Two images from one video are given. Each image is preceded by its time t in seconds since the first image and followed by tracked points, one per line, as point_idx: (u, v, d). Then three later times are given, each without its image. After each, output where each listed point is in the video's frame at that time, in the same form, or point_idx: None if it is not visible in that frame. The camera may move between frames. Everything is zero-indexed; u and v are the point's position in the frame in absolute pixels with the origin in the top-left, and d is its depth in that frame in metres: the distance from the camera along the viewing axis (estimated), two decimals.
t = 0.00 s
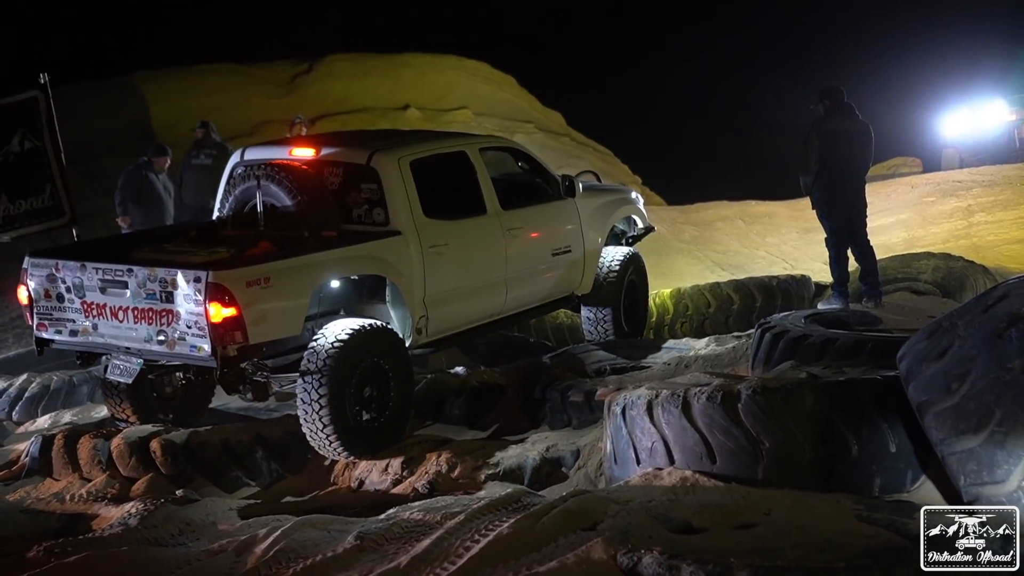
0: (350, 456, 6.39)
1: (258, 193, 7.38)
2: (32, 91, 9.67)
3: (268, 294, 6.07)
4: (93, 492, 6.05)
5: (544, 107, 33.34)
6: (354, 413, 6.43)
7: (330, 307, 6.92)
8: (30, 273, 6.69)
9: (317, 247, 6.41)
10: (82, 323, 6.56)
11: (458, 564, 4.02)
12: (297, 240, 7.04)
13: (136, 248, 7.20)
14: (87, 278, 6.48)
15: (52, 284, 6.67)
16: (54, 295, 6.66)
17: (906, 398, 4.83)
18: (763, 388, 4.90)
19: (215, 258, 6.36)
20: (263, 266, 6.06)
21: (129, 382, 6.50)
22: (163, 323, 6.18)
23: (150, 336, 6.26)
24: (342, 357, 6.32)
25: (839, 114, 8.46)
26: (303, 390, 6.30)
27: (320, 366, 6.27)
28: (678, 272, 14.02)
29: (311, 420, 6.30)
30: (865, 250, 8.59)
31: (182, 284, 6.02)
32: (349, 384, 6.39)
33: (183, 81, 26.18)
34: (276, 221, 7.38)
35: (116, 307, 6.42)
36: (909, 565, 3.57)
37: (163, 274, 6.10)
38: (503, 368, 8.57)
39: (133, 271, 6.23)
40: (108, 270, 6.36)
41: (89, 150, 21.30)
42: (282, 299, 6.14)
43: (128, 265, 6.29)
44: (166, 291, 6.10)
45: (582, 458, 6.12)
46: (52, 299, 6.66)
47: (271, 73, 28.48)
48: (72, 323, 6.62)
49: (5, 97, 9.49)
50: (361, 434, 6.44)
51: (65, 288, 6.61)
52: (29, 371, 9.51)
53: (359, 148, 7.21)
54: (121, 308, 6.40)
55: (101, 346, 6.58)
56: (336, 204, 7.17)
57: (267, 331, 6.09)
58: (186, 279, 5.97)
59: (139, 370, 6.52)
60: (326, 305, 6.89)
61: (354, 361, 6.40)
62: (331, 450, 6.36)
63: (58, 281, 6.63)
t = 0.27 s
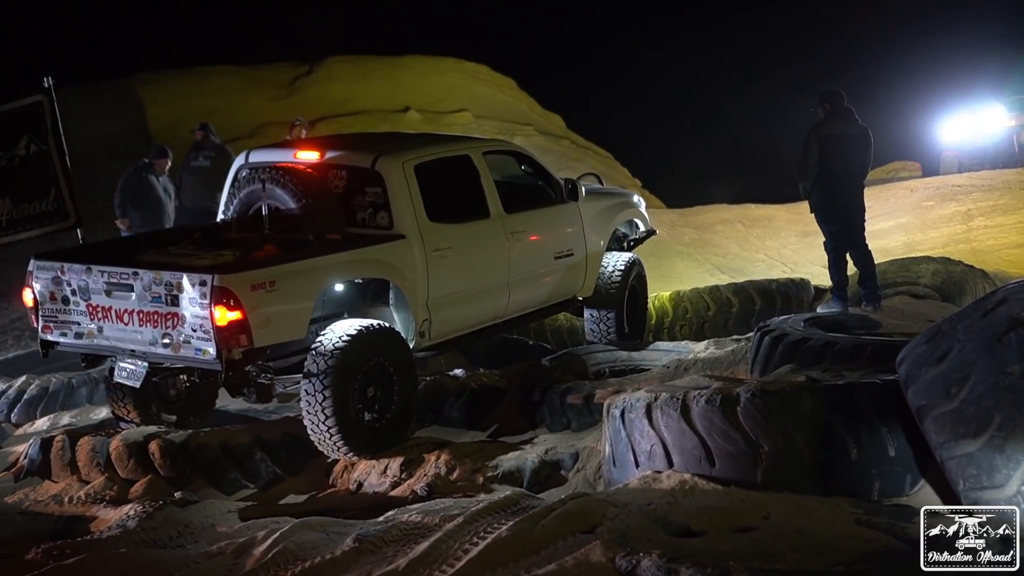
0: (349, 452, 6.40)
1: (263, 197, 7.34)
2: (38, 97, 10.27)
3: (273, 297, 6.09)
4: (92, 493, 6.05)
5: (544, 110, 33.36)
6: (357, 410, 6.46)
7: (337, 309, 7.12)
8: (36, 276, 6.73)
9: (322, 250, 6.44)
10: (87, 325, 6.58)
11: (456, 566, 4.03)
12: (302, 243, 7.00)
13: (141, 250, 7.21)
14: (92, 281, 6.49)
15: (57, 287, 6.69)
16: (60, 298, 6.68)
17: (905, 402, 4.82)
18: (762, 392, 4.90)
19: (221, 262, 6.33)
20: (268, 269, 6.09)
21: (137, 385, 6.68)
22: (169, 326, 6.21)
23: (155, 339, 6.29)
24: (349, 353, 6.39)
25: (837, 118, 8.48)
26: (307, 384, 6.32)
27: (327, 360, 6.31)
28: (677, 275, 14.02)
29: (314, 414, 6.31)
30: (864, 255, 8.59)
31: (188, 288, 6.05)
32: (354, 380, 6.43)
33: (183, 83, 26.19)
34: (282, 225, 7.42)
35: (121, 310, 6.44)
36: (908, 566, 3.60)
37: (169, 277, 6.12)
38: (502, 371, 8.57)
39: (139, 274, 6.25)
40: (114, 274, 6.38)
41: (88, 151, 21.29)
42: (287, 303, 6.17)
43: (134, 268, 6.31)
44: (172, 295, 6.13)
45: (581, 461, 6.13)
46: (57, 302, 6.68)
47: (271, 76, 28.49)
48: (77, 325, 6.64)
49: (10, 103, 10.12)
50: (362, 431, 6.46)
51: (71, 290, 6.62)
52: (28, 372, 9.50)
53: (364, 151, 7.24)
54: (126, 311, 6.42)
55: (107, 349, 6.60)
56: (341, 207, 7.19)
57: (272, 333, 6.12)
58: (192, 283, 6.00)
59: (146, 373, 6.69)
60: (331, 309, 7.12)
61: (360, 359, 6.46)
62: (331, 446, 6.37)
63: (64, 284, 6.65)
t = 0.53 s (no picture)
0: (348, 443, 6.43)
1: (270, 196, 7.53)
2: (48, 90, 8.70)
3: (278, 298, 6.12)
4: (90, 493, 6.04)
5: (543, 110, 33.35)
6: (360, 402, 6.52)
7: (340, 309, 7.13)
8: (40, 274, 6.74)
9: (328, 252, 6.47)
10: (92, 324, 6.60)
11: (454, 567, 4.01)
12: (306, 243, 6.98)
13: (146, 249, 7.25)
14: (97, 280, 6.52)
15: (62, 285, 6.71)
16: (64, 296, 6.71)
17: (903, 402, 4.83)
18: (761, 391, 4.90)
19: (225, 262, 6.32)
20: (273, 270, 6.13)
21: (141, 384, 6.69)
22: (173, 326, 6.24)
23: (160, 338, 6.33)
24: (356, 343, 6.48)
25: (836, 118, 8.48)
26: (311, 370, 6.38)
27: (333, 348, 6.39)
28: (676, 275, 14.02)
29: (315, 400, 6.37)
30: (861, 255, 8.60)
31: (193, 288, 6.08)
32: (359, 371, 6.50)
33: (181, 82, 26.18)
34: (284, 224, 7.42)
35: (126, 309, 6.48)
36: (908, 564, 3.62)
37: (174, 277, 6.16)
38: (500, 370, 8.58)
39: (144, 274, 6.28)
40: (119, 273, 6.41)
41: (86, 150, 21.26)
42: (292, 304, 6.20)
43: (140, 268, 6.34)
44: (177, 295, 6.16)
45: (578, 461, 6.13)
46: (62, 300, 6.71)
47: (269, 75, 28.47)
48: (82, 324, 6.67)
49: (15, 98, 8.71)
50: (362, 422, 6.50)
51: (76, 289, 6.65)
52: (24, 372, 9.47)
53: (369, 152, 7.28)
54: (131, 310, 6.45)
55: (111, 348, 6.63)
56: (345, 208, 7.24)
57: (277, 334, 6.15)
58: (197, 283, 6.04)
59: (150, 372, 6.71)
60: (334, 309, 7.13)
61: (366, 352, 6.54)
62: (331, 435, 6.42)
63: (69, 283, 6.67)
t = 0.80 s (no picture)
0: (345, 428, 6.42)
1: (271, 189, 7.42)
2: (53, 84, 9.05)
3: (279, 290, 6.15)
4: (84, 486, 6.04)
5: (539, 104, 33.32)
6: (361, 388, 6.53)
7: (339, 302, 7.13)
8: (44, 265, 6.82)
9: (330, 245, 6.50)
10: (94, 316, 6.65)
11: (447, 560, 4.01)
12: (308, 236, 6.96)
13: (149, 241, 7.28)
14: (100, 272, 6.55)
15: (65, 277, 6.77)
16: (67, 288, 6.76)
17: (898, 397, 4.83)
18: (756, 385, 4.90)
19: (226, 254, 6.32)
20: (276, 263, 6.14)
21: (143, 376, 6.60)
22: (175, 318, 6.27)
23: (162, 330, 6.36)
24: (363, 329, 6.52)
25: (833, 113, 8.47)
26: (314, 351, 6.41)
27: (339, 331, 6.43)
28: (672, 269, 14.03)
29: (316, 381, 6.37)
30: (856, 251, 8.60)
31: (195, 280, 6.11)
32: (364, 357, 6.53)
33: (177, 74, 26.11)
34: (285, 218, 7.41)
35: (128, 301, 6.51)
36: (907, 563, 3.58)
37: (176, 269, 6.18)
38: (495, 364, 8.58)
39: (146, 266, 6.32)
40: (122, 265, 6.45)
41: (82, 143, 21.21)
42: (293, 297, 6.23)
43: (142, 260, 6.38)
44: (179, 287, 6.19)
45: (573, 454, 6.15)
46: (65, 292, 6.77)
47: (265, 67, 28.41)
48: (84, 315, 6.72)
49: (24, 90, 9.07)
50: (361, 410, 6.50)
51: (78, 281, 6.70)
52: (19, 364, 9.46)
53: (370, 146, 7.28)
54: (133, 302, 6.48)
55: (113, 340, 6.66)
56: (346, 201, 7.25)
57: (278, 327, 6.18)
58: (199, 275, 6.07)
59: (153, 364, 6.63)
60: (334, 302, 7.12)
61: (372, 339, 6.57)
62: (328, 419, 6.41)
63: (71, 274, 6.73)
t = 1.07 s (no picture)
0: (343, 416, 6.48)
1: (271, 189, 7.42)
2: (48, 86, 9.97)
3: (280, 287, 6.18)
4: (80, 483, 6.02)
5: (535, 100, 33.29)
6: (362, 379, 6.61)
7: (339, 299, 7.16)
8: (44, 265, 6.88)
9: (330, 242, 6.53)
10: (95, 314, 6.72)
11: (445, 556, 4.01)
12: (308, 234, 6.96)
13: (149, 240, 7.33)
14: (101, 270, 6.63)
15: (66, 276, 6.84)
16: (68, 287, 6.83)
17: (894, 391, 4.83)
18: (752, 380, 4.91)
19: (227, 252, 6.38)
20: (278, 260, 6.18)
21: (145, 372, 6.74)
22: (177, 315, 6.32)
23: (164, 328, 6.41)
24: (368, 322, 6.64)
25: (829, 108, 8.50)
26: (319, 337, 6.50)
27: (345, 321, 6.55)
28: (667, 264, 14.04)
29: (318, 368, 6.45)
30: (851, 246, 8.62)
31: (196, 278, 6.15)
32: (367, 349, 6.63)
33: (172, 71, 26.06)
34: (285, 217, 7.35)
35: (129, 299, 6.57)
36: (906, 560, 3.57)
37: (177, 267, 6.22)
38: (491, 360, 8.59)
39: (147, 264, 6.37)
40: (122, 264, 6.50)
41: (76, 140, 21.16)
42: (294, 294, 6.27)
43: (143, 258, 6.43)
44: (180, 284, 6.23)
45: (570, 451, 6.15)
46: (66, 291, 6.84)
47: (260, 64, 28.36)
48: (86, 314, 6.79)
49: (19, 92, 9.82)
50: (360, 400, 6.57)
51: (79, 280, 6.77)
52: (15, 362, 9.44)
53: (369, 144, 7.31)
54: (134, 300, 6.55)
55: (115, 337, 6.74)
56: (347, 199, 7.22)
57: (279, 323, 6.21)
58: (200, 273, 6.11)
59: (154, 361, 6.76)
60: (334, 299, 7.15)
61: (377, 332, 6.69)
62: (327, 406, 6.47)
63: (72, 273, 6.79)
